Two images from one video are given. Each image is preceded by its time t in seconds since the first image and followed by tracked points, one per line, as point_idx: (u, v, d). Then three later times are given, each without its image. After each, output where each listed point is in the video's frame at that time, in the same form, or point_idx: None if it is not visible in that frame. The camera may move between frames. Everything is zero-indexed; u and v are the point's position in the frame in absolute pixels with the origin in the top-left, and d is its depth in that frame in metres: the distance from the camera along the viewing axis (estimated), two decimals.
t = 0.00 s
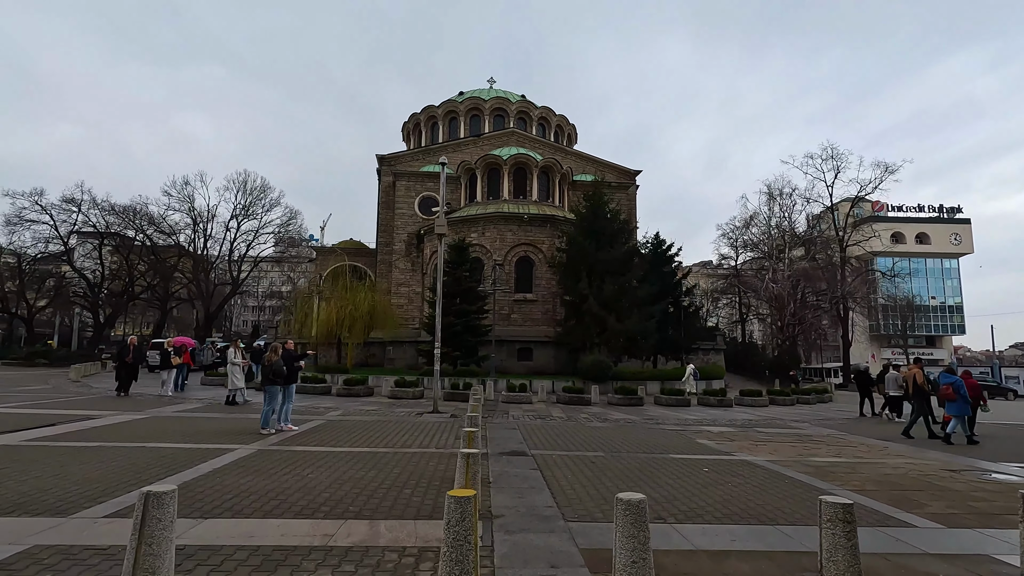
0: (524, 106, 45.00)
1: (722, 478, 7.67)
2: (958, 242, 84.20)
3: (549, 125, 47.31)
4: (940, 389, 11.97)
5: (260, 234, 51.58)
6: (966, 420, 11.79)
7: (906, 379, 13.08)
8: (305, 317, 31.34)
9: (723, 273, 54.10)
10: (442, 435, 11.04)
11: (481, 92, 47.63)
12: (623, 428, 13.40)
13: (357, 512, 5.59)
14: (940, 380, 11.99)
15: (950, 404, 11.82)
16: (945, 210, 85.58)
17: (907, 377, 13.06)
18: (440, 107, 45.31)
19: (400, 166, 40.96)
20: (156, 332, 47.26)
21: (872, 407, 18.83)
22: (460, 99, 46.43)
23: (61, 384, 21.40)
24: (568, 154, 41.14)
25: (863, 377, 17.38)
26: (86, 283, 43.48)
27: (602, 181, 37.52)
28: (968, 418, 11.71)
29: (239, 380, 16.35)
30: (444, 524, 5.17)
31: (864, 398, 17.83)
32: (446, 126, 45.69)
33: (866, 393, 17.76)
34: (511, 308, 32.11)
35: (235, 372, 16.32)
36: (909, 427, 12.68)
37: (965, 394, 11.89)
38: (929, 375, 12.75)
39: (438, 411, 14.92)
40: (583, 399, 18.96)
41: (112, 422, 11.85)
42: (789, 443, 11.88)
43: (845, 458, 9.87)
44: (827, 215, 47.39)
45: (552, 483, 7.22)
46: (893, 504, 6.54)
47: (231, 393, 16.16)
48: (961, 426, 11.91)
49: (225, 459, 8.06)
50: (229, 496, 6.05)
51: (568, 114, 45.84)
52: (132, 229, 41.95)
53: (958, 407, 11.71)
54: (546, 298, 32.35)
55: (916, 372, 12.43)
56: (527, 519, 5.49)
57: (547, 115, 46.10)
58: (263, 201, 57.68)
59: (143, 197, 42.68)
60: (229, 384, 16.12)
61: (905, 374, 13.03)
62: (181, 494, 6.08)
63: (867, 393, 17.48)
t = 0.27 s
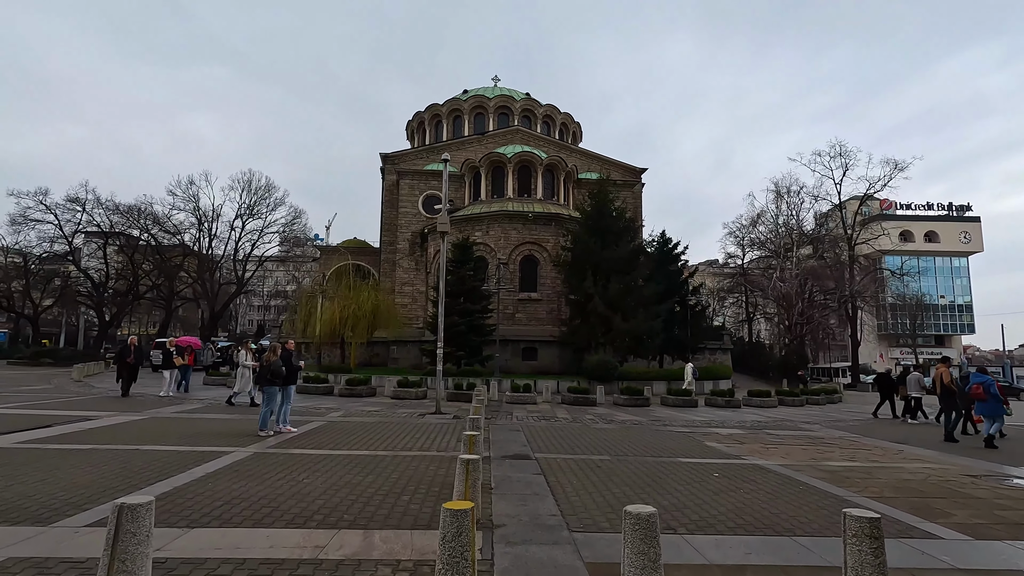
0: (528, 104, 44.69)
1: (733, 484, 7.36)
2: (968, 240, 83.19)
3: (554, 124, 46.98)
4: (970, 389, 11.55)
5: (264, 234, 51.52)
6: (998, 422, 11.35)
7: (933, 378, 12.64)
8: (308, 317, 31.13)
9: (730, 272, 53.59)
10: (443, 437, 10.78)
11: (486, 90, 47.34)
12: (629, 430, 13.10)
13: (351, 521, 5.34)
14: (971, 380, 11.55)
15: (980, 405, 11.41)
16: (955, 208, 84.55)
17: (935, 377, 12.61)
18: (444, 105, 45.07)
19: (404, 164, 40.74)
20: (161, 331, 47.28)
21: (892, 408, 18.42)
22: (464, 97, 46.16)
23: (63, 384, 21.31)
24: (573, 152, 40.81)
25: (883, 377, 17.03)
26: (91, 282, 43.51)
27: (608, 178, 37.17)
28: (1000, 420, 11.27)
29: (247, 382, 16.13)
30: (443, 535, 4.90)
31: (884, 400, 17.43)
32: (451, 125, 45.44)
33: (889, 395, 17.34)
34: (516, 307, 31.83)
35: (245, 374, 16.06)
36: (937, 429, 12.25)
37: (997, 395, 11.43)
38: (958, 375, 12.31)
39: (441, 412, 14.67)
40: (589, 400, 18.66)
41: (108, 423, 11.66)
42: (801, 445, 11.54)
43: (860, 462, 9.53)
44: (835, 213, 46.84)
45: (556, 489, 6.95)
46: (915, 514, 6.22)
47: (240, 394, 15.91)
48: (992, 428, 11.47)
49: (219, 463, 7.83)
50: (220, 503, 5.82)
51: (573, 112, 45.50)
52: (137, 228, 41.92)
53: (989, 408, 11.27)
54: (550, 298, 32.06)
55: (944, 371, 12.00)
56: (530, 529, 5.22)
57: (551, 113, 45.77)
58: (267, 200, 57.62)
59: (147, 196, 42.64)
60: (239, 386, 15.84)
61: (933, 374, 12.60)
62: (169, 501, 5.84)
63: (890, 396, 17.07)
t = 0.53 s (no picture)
0: (530, 102, 44.43)
1: (740, 488, 7.07)
2: (972, 240, 82.65)
3: (556, 122, 46.69)
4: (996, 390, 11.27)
5: (265, 233, 51.32)
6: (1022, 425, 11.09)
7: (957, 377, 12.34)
8: (309, 317, 30.89)
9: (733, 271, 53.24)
10: (441, 438, 10.53)
11: (487, 89, 47.10)
12: (631, 431, 12.82)
13: (338, 527, 5.07)
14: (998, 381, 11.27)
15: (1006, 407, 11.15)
16: (960, 208, 83.97)
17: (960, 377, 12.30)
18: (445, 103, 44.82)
19: (404, 163, 40.51)
20: (162, 331, 47.13)
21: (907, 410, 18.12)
22: (465, 96, 45.91)
23: (59, 384, 21.13)
24: (575, 150, 40.55)
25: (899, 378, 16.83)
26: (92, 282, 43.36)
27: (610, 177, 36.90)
28: None
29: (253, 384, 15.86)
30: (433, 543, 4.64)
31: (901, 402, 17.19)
32: (452, 124, 45.19)
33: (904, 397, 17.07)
34: (517, 307, 31.56)
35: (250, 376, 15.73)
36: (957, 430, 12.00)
37: None
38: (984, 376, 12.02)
39: (440, 412, 14.42)
40: (591, 400, 18.37)
41: (99, 423, 11.40)
42: (808, 447, 11.25)
43: (870, 464, 9.24)
44: (839, 212, 46.48)
45: (556, 493, 6.68)
46: (932, 520, 5.92)
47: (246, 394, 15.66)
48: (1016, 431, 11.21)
49: (208, 465, 7.58)
50: (204, 507, 5.58)
51: (575, 111, 45.23)
52: (137, 228, 41.76)
53: (1015, 411, 10.99)
54: (552, 297, 31.80)
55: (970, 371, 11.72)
56: (528, 537, 4.94)
57: (553, 112, 45.50)
58: (268, 200, 57.47)
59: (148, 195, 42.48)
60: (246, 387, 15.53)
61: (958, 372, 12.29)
62: (150, 506, 5.59)
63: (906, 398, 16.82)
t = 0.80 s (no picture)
0: (530, 102, 44.15)
1: (747, 498, 6.77)
2: (974, 241, 82.32)
3: (556, 122, 46.41)
4: None
5: (265, 233, 51.04)
6: None
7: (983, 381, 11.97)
8: (307, 318, 30.62)
9: (734, 272, 52.93)
10: (438, 443, 10.24)
11: (487, 89, 46.83)
12: (633, 435, 12.53)
13: (323, 544, 4.77)
14: None
15: None
16: (961, 209, 83.62)
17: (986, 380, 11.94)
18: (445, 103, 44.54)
19: (404, 162, 40.25)
20: (160, 332, 46.89)
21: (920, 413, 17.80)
22: (465, 96, 45.62)
23: (53, 386, 20.88)
24: (576, 150, 40.26)
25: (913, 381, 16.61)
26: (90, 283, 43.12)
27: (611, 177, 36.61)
28: None
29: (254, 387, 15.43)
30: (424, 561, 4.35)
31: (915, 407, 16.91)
32: (452, 124, 44.92)
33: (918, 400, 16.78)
34: (517, 308, 31.27)
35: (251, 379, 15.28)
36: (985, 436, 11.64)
37: None
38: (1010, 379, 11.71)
39: (437, 416, 14.11)
40: (591, 403, 18.07)
41: (87, 427, 11.12)
42: (815, 452, 10.95)
43: (880, 471, 8.93)
44: (841, 212, 46.17)
45: (556, 503, 6.39)
46: (951, 533, 5.62)
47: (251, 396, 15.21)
48: None
49: (194, 473, 7.29)
50: (184, 520, 5.29)
51: (575, 110, 44.96)
52: (136, 228, 41.53)
53: None
54: (552, 298, 31.50)
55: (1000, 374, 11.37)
56: (525, 554, 4.64)
57: (554, 112, 45.23)
58: (268, 200, 57.23)
59: (146, 196, 42.23)
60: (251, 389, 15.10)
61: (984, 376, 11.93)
62: (127, 518, 5.30)
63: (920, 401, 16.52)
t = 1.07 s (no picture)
0: (530, 101, 43.89)
1: (755, 504, 6.51)
2: (977, 241, 81.93)
3: (557, 121, 46.15)
4: None
5: (264, 233, 50.81)
6: None
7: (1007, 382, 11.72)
8: (306, 318, 30.38)
9: (735, 272, 52.63)
10: (435, 446, 9.97)
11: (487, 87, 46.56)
12: (635, 437, 12.27)
13: (310, 555, 4.50)
14: None
15: None
16: (964, 209, 83.25)
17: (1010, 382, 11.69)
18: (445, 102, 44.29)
19: (403, 161, 40.00)
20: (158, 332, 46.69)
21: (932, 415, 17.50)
22: (465, 94, 45.37)
23: (49, 386, 20.67)
24: (577, 149, 39.99)
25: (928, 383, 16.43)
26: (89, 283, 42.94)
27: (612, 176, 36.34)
28: None
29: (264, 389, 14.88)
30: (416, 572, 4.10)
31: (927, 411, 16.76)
32: (452, 123, 44.68)
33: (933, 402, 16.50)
34: (518, 308, 31.02)
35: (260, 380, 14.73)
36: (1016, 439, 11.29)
37: None
38: None
39: (435, 417, 13.85)
40: (593, 404, 17.80)
41: (77, 430, 10.87)
42: (821, 455, 10.68)
43: (891, 475, 8.66)
44: (844, 211, 45.89)
45: (557, 511, 6.10)
46: (972, 542, 5.34)
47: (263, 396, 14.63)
48: None
49: (182, 478, 7.01)
50: (166, 529, 5.04)
51: (576, 109, 44.70)
52: (134, 228, 41.33)
53: None
54: (553, 298, 31.24)
55: None
56: (524, 566, 4.39)
57: (554, 111, 44.97)
58: (267, 200, 57.01)
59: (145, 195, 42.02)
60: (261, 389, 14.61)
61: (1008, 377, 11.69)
62: (106, 528, 5.04)
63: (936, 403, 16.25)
